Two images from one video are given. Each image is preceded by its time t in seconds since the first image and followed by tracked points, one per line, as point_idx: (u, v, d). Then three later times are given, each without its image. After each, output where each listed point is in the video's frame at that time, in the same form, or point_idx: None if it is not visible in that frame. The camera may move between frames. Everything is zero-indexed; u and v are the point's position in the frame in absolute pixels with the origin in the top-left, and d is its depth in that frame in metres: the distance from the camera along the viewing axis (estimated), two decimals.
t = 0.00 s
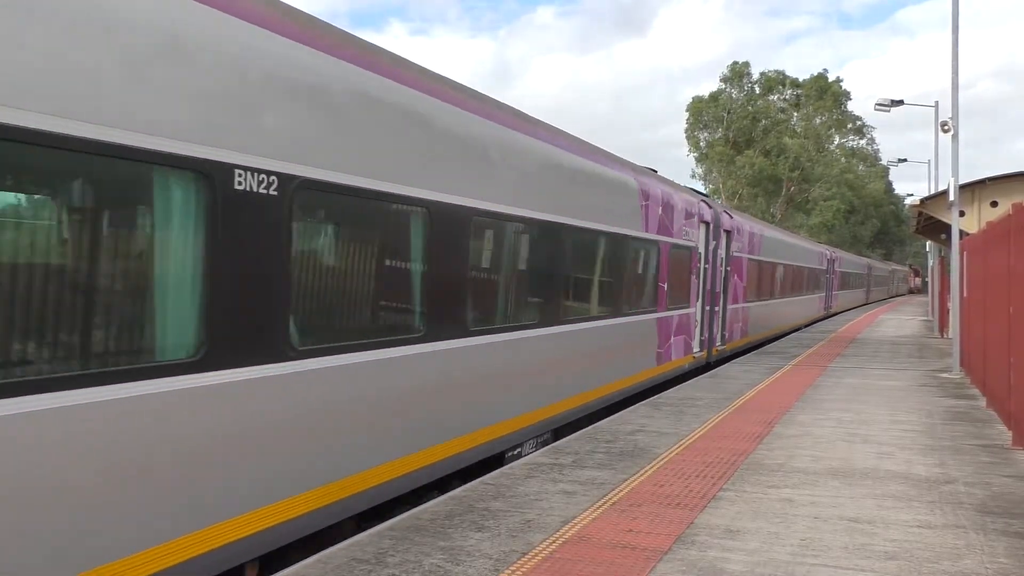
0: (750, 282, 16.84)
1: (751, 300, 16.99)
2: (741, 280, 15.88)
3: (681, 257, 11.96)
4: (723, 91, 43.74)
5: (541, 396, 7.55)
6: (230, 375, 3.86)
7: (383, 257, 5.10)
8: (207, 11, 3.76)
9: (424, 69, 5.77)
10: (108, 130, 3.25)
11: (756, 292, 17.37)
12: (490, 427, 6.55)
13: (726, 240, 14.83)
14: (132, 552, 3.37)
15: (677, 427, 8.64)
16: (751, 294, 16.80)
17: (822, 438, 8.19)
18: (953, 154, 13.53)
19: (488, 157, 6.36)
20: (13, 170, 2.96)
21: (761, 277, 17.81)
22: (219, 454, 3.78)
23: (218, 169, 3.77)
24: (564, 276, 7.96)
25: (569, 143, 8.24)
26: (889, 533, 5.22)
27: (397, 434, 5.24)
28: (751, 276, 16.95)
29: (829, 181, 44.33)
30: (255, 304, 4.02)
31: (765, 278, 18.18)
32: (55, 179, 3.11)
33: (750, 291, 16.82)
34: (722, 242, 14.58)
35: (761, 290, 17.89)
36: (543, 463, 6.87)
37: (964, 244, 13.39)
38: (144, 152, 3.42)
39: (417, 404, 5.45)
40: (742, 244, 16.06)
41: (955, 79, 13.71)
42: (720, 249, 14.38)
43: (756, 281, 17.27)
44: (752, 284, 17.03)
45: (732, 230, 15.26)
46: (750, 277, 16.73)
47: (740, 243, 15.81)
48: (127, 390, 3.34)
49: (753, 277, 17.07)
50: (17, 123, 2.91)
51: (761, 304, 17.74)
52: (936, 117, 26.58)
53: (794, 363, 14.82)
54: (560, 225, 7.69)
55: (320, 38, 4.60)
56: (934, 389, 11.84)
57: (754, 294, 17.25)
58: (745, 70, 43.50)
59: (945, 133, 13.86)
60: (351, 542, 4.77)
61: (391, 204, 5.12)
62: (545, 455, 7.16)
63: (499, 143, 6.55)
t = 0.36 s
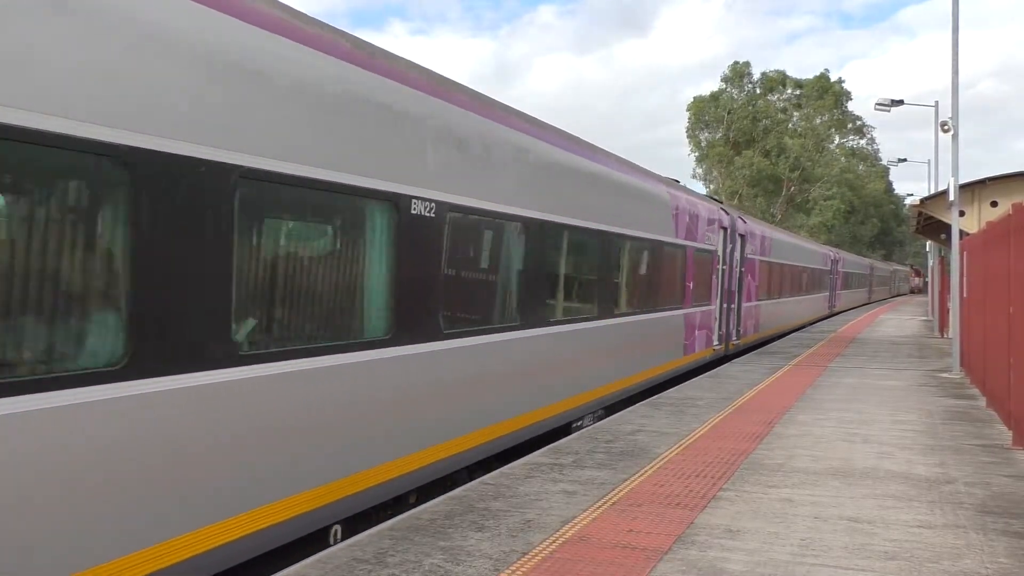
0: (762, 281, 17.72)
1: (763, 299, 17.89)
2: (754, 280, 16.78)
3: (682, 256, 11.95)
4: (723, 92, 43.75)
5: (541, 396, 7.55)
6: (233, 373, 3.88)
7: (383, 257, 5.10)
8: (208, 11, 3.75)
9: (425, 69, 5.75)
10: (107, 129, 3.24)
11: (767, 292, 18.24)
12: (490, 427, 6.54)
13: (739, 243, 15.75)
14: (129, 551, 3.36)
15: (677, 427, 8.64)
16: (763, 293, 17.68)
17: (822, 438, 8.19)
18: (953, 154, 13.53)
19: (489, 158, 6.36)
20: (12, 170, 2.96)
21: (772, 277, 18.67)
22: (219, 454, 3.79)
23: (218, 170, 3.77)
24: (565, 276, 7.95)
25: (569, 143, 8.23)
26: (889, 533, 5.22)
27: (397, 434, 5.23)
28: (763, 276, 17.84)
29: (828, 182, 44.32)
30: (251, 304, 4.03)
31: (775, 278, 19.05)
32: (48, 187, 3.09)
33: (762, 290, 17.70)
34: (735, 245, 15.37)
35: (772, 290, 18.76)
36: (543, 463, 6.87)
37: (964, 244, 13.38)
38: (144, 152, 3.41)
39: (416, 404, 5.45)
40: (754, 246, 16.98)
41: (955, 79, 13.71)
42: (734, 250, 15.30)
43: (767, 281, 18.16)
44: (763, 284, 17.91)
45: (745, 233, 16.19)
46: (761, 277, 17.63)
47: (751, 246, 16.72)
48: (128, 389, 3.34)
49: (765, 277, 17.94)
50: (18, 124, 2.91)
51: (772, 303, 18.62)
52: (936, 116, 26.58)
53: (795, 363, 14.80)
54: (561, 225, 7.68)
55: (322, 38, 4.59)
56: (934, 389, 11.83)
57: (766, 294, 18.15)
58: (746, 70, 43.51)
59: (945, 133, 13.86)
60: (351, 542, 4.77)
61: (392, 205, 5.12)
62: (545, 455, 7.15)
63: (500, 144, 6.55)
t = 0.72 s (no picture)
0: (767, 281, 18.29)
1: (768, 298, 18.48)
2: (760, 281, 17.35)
3: (683, 257, 11.95)
4: (724, 91, 43.73)
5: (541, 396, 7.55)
6: (232, 375, 3.89)
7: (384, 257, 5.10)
8: (208, 10, 3.74)
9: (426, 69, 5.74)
10: (106, 128, 3.24)
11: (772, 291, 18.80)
12: (490, 427, 6.54)
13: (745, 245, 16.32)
14: (128, 551, 3.35)
15: (677, 427, 8.64)
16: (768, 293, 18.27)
17: (821, 438, 8.18)
18: (953, 154, 13.53)
19: (490, 158, 6.36)
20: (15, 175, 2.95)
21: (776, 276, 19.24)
22: (218, 454, 3.78)
23: (217, 170, 3.77)
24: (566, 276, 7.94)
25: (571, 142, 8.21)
26: (889, 533, 5.22)
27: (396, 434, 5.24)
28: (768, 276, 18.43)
29: (828, 182, 44.31)
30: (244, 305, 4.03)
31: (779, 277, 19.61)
32: (58, 185, 3.07)
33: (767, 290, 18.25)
34: (738, 245, 15.78)
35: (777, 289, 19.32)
36: (542, 463, 6.87)
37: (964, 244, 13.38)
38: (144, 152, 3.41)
39: (416, 404, 5.44)
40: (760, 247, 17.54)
41: (955, 79, 13.70)
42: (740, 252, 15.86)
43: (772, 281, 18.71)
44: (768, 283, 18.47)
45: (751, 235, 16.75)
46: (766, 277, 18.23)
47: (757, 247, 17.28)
48: (128, 390, 3.34)
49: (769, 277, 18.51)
50: (20, 125, 2.91)
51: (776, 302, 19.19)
52: (936, 116, 26.57)
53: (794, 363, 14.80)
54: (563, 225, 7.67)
55: (323, 38, 4.59)
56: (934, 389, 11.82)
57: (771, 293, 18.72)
58: (746, 70, 43.50)
59: (945, 133, 13.86)
60: (350, 542, 4.77)
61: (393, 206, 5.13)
62: (545, 455, 7.15)
63: (501, 144, 6.55)
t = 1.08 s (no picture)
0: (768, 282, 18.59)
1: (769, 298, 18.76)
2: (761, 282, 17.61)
3: (685, 256, 11.97)
4: (724, 92, 43.73)
5: (541, 396, 7.55)
6: (233, 373, 3.90)
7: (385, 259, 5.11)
8: (209, 12, 3.75)
9: (427, 70, 5.74)
10: (104, 128, 3.24)
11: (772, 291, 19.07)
12: (490, 427, 6.55)
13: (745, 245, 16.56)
14: (126, 551, 3.34)
15: (676, 426, 8.64)
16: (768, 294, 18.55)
17: (821, 438, 8.19)
18: (953, 154, 13.53)
19: (490, 158, 6.36)
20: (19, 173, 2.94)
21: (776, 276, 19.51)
22: (217, 454, 3.79)
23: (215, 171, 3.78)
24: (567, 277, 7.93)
25: (572, 143, 8.20)
26: (888, 532, 5.23)
27: (395, 436, 5.23)
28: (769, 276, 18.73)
29: (828, 182, 44.36)
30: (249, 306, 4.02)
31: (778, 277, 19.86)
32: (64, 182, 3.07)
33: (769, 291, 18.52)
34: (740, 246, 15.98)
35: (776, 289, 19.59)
36: (542, 463, 6.87)
37: (963, 244, 13.38)
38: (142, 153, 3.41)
39: (416, 404, 5.45)
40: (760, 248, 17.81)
41: (954, 79, 13.70)
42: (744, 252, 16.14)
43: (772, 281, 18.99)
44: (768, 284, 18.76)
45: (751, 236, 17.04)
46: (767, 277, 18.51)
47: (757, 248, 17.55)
48: (127, 390, 3.34)
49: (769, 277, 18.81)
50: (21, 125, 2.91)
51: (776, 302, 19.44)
52: (935, 115, 26.56)
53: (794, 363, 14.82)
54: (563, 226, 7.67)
55: (324, 40, 4.61)
56: (933, 389, 11.83)
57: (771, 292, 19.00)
58: (746, 70, 43.49)
59: (945, 133, 13.87)
60: (351, 541, 4.78)
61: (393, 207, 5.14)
62: (545, 455, 7.16)
63: (501, 144, 6.55)
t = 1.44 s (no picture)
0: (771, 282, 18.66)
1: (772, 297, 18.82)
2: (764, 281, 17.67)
3: (686, 256, 11.97)
4: (724, 92, 43.71)
5: (542, 396, 7.54)
6: (234, 373, 3.89)
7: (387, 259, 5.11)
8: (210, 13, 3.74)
9: (427, 70, 5.72)
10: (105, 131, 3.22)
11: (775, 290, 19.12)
12: (490, 427, 6.54)
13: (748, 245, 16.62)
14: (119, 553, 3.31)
15: (677, 426, 8.64)
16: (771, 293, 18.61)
17: (821, 438, 8.19)
18: (953, 154, 13.53)
19: (490, 159, 6.34)
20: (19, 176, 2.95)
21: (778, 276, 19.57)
22: (214, 454, 3.77)
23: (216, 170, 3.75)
24: (568, 277, 7.91)
25: (573, 143, 8.18)
26: (888, 532, 5.23)
27: (395, 436, 5.22)
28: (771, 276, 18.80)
29: (828, 182, 44.38)
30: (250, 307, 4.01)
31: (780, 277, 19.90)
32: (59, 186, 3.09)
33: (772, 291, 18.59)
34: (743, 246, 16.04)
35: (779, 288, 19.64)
36: (543, 463, 6.86)
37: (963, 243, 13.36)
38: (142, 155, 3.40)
39: (416, 404, 5.45)
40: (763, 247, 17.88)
41: (954, 79, 13.69)
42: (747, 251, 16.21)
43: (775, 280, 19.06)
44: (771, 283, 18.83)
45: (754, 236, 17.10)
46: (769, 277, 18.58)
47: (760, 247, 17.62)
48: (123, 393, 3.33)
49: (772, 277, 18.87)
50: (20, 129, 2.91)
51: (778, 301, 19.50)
52: (935, 116, 26.55)
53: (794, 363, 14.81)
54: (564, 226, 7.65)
55: (325, 40, 4.59)
56: (933, 389, 11.82)
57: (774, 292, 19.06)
58: (747, 70, 43.49)
59: (945, 133, 13.86)
60: (351, 541, 4.78)
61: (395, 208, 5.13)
62: (545, 454, 7.16)
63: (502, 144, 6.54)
